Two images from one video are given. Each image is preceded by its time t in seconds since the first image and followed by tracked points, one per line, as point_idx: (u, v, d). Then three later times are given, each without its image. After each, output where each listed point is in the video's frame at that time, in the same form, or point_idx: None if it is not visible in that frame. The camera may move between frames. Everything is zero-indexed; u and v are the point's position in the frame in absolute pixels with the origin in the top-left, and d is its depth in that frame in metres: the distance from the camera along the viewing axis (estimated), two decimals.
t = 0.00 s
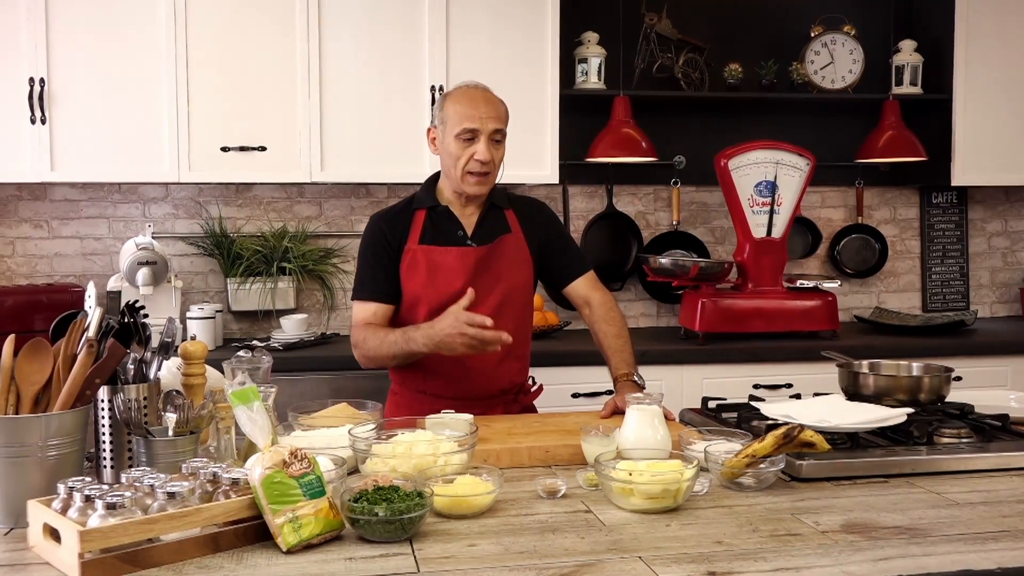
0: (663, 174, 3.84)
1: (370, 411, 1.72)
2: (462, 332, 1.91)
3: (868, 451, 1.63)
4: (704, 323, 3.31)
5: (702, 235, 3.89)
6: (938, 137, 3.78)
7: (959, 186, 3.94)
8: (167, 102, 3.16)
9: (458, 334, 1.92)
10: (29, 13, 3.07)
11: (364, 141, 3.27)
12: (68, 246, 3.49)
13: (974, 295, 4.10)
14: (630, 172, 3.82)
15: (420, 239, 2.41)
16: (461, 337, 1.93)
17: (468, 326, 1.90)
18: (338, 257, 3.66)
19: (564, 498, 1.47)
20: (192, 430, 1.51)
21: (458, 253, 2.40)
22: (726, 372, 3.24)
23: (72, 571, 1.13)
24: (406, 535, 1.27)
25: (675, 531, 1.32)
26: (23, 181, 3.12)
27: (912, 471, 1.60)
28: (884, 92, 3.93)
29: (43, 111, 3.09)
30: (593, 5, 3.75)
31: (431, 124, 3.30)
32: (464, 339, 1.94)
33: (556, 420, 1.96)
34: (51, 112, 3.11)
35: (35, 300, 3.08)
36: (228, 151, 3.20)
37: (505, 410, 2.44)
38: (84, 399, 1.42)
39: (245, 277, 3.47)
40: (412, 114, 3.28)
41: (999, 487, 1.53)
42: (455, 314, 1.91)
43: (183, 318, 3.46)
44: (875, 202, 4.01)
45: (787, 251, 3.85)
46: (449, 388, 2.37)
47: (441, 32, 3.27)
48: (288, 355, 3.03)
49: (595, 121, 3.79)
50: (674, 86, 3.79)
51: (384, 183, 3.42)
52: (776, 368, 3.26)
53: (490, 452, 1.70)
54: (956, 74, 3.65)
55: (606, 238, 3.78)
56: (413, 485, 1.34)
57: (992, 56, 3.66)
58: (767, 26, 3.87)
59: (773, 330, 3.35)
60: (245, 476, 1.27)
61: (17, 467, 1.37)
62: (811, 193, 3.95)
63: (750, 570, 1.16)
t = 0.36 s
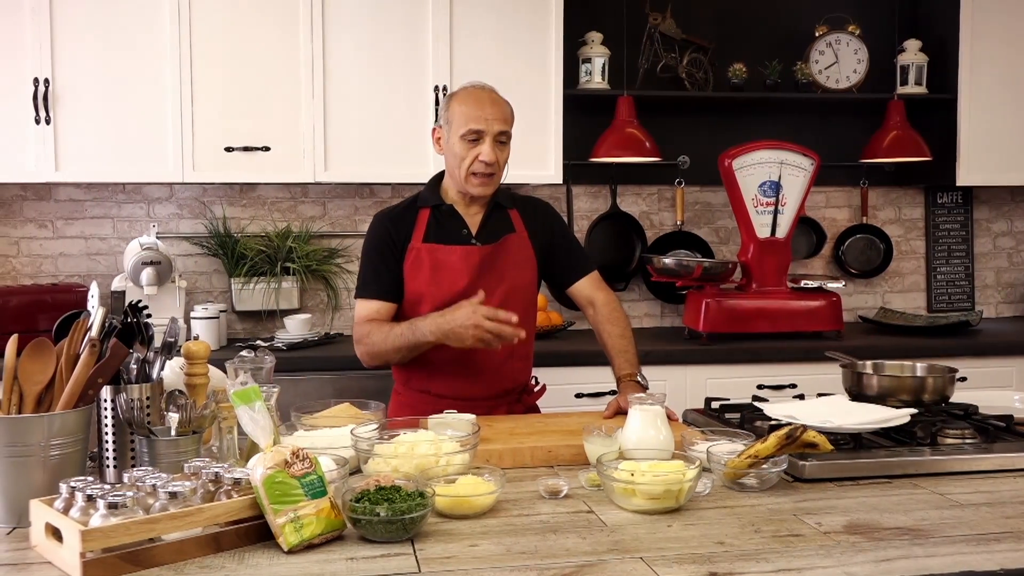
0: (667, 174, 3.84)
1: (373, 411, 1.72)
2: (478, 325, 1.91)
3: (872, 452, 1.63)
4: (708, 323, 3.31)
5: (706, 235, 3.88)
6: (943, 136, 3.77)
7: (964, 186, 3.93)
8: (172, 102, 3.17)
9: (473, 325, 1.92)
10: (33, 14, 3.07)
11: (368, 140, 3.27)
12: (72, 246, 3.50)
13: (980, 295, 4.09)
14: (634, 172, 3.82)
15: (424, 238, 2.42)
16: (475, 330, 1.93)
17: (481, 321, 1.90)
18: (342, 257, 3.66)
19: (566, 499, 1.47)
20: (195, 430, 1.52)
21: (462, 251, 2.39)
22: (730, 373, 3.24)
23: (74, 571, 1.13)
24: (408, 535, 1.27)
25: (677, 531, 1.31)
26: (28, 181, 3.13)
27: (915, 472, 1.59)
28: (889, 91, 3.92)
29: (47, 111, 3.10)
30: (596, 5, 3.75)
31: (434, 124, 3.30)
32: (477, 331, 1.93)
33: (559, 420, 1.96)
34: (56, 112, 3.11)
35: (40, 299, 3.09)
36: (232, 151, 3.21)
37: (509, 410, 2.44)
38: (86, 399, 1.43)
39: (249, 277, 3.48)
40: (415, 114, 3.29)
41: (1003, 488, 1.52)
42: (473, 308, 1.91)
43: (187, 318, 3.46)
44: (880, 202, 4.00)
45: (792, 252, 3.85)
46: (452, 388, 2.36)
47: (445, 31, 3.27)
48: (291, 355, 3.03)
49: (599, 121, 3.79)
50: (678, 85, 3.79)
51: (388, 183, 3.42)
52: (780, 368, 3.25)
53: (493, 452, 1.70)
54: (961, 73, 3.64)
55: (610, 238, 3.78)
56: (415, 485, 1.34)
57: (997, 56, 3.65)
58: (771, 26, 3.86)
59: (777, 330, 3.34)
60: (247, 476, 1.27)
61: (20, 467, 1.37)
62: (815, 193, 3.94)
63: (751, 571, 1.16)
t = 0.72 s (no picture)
0: (670, 173, 3.83)
1: (375, 411, 1.72)
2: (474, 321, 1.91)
3: (874, 452, 1.62)
4: (712, 323, 3.30)
5: (710, 235, 3.88)
6: (947, 136, 3.76)
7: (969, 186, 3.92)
8: (175, 102, 3.17)
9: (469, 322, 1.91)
10: (37, 13, 3.08)
11: (371, 141, 3.27)
12: (76, 246, 3.51)
13: (984, 295, 4.08)
14: (637, 172, 3.81)
15: (429, 238, 2.41)
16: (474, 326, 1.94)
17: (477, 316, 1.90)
18: (345, 257, 3.66)
19: (568, 499, 1.47)
20: (197, 430, 1.53)
21: (467, 252, 2.40)
22: (733, 373, 3.23)
23: (76, 571, 1.13)
24: (409, 535, 1.27)
25: (679, 532, 1.31)
26: (33, 181, 3.14)
27: (918, 472, 1.59)
28: (893, 91, 3.91)
29: (51, 111, 3.10)
30: (600, 5, 3.75)
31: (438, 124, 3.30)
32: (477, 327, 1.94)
33: (561, 420, 1.96)
34: (60, 112, 3.12)
35: (44, 299, 3.09)
36: (235, 151, 3.21)
37: (513, 410, 2.44)
38: (89, 399, 1.44)
39: (253, 277, 3.48)
40: (419, 113, 3.29)
41: (1006, 489, 1.52)
42: (467, 304, 1.91)
43: (191, 317, 3.47)
44: (884, 202, 3.99)
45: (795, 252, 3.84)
46: (457, 388, 2.36)
47: (448, 31, 3.27)
48: (295, 355, 3.03)
49: (603, 121, 3.78)
50: (682, 85, 3.78)
51: (391, 183, 3.43)
52: (783, 369, 3.25)
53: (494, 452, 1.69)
54: (966, 73, 3.64)
55: (613, 238, 3.78)
56: (416, 485, 1.34)
57: (1002, 55, 3.64)
58: (775, 25, 3.86)
59: (781, 330, 3.34)
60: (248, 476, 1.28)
61: (23, 466, 1.37)
62: (819, 193, 3.94)
63: (752, 572, 1.16)
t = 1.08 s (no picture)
0: (673, 173, 3.83)
1: (377, 411, 1.72)
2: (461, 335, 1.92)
3: (877, 453, 1.62)
4: (715, 323, 3.30)
5: (713, 235, 3.87)
6: (951, 136, 3.75)
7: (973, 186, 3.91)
8: (178, 102, 3.17)
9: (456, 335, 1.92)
10: (40, 14, 3.09)
11: (374, 140, 3.27)
12: (80, 246, 3.51)
13: (988, 296, 4.07)
14: (640, 172, 3.81)
15: (432, 239, 2.41)
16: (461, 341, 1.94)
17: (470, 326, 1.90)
18: (348, 257, 3.67)
19: (569, 499, 1.46)
20: (198, 430, 1.53)
21: (470, 252, 2.39)
22: (736, 373, 3.23)
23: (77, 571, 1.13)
24: (409, 536, 1.27)
25: (680, 533, 1.31)
26: (37, 182, 3.14)
27: (921, 473, 1.58)
28: (897, 91, 3.90)
29: (55, 111, 3.11)
30: (603, 5, 3.74)
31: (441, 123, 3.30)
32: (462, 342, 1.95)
33: (563, 420, 1.96)
34: (63, 112, 3.12)
35: (47, 299, 3.10)
36: (238, 151, 3.21)
37: (516, 410, 2.44)
38: (90, 398, 1.44)
39: (256, 277, 3.48)
40: (422, 113, 3.29)
41: (1009, 490, 1.51)
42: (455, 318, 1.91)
43: (194, 317, 3.47)
44: (887, 202, 3.98)
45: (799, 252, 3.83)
46: (460, 389, 2.36)
47: (451, 31, 3.27)
48: (297, 355, 3.04)
49: (606, 121, 3.78)
50: (685, 85, 3.78)
51: (394, 183, 3.43)
52: (786, 369, 3.24)
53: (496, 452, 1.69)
54: (970, 73, 3.63)
55: (616, 238, 3.78)
56: (417, 485, 1.34)
57: (1006, 55, 3.63)
58: (778, 25, 3.85)
59: (785, 330, 3.33)
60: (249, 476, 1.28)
61: (24, 466, 1.37)
62: (822, 193, 3.93)
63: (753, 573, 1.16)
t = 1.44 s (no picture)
0: (676, 173, 3.83)
1: (379, 411, 1.72)
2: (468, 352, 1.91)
3: (879, 453, 1.61)
4: (718, 323, 3.30)
5: (716, 235, 3.87)
6: (955, 136, 3.74)
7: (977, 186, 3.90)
8: (181, 102, 3.18)
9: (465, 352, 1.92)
10: (44, 14, 3.09)
11: (376, 141, 3.28)
12: (83, 246, 3.52)
13: (992, 296, 4.06)
14: (643, 172, 3.81)
15: (434, 239, 2.42)
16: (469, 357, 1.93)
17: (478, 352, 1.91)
18: (351, 257, 3.67)
19: (571, 499, 1.46)
20: (200, 430, 1.51)
21: (472, 252, 2.40)
22: (739, 373, 3.22)
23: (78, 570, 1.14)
24: (410, 536, 1.27)
25: (682, 533, 1.31)
26: (40, 182, 3.15)
27: (924, 474, 1.58)
28: (900, 91, 3.90)
29: (58, 111, 3.12)
30: (605, 5, 3.74)
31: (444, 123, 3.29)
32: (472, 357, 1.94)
33: (565, 421, 1.96)
34: (67, 112, 3.13)
35: (51, 299, 3.10)
36: (241, 151, 3.22)
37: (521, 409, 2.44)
38: (92, 398, 1.44)
39: (259, 277, 3.49)
40: (425, 113, 3.29)
41: (1013, 491, 1.51)
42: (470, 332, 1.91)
43: (197, 317, 3.47)
44: (891, 202, 3.98)
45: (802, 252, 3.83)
46: (463, 388, 2.36)
47: (453, 31, 3.27)
48: (299, 355, 3.04)
49: (608, 121, 3.78)
50: (688, 85, 3.77)
51: (397, 182, 3.43)
52: (789, 369, 3.24)
53: (498, 452, 1.69)
54: (974, 72, 3.62)
55: (620, 239, 3.77)
56: (419, 483, 1.33)
57: (1010, 54, 3.62)
58: (781, 24, 3.85)
59: (788, 330, 3.32)
60: (252, 476, 1.29)
61: (27, 465, 1.38)
62: (826, 193, 3.92)
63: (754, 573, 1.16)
